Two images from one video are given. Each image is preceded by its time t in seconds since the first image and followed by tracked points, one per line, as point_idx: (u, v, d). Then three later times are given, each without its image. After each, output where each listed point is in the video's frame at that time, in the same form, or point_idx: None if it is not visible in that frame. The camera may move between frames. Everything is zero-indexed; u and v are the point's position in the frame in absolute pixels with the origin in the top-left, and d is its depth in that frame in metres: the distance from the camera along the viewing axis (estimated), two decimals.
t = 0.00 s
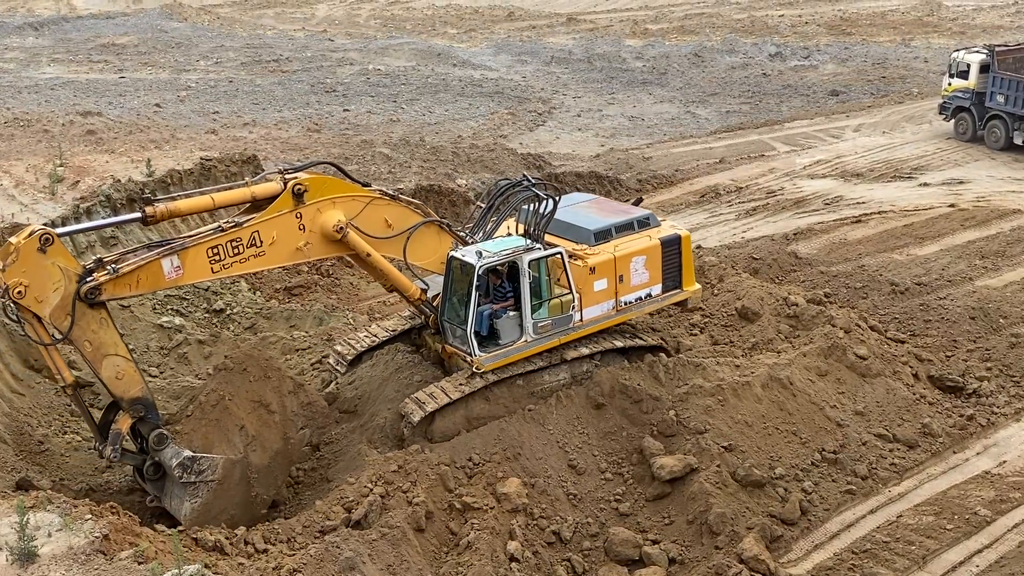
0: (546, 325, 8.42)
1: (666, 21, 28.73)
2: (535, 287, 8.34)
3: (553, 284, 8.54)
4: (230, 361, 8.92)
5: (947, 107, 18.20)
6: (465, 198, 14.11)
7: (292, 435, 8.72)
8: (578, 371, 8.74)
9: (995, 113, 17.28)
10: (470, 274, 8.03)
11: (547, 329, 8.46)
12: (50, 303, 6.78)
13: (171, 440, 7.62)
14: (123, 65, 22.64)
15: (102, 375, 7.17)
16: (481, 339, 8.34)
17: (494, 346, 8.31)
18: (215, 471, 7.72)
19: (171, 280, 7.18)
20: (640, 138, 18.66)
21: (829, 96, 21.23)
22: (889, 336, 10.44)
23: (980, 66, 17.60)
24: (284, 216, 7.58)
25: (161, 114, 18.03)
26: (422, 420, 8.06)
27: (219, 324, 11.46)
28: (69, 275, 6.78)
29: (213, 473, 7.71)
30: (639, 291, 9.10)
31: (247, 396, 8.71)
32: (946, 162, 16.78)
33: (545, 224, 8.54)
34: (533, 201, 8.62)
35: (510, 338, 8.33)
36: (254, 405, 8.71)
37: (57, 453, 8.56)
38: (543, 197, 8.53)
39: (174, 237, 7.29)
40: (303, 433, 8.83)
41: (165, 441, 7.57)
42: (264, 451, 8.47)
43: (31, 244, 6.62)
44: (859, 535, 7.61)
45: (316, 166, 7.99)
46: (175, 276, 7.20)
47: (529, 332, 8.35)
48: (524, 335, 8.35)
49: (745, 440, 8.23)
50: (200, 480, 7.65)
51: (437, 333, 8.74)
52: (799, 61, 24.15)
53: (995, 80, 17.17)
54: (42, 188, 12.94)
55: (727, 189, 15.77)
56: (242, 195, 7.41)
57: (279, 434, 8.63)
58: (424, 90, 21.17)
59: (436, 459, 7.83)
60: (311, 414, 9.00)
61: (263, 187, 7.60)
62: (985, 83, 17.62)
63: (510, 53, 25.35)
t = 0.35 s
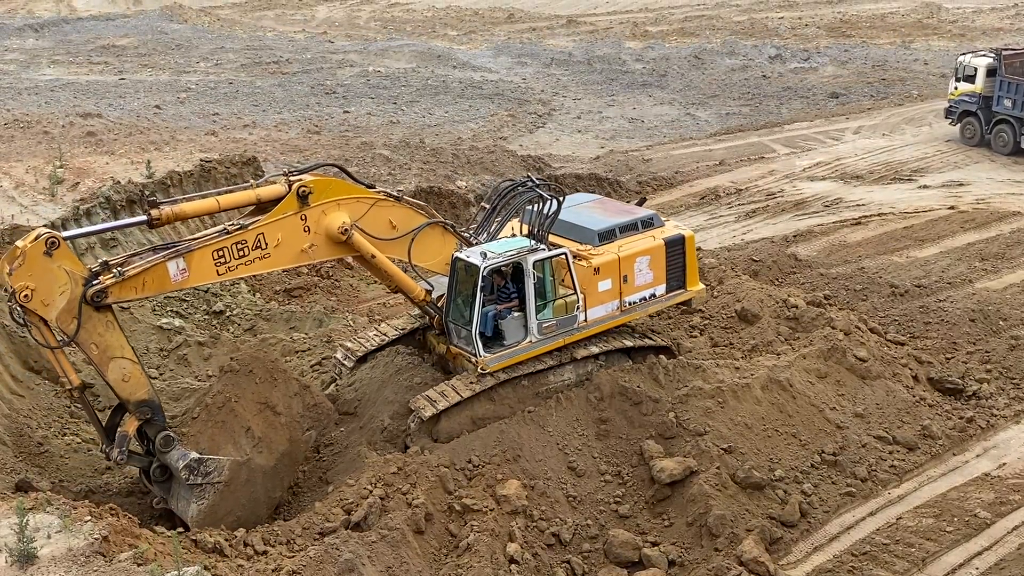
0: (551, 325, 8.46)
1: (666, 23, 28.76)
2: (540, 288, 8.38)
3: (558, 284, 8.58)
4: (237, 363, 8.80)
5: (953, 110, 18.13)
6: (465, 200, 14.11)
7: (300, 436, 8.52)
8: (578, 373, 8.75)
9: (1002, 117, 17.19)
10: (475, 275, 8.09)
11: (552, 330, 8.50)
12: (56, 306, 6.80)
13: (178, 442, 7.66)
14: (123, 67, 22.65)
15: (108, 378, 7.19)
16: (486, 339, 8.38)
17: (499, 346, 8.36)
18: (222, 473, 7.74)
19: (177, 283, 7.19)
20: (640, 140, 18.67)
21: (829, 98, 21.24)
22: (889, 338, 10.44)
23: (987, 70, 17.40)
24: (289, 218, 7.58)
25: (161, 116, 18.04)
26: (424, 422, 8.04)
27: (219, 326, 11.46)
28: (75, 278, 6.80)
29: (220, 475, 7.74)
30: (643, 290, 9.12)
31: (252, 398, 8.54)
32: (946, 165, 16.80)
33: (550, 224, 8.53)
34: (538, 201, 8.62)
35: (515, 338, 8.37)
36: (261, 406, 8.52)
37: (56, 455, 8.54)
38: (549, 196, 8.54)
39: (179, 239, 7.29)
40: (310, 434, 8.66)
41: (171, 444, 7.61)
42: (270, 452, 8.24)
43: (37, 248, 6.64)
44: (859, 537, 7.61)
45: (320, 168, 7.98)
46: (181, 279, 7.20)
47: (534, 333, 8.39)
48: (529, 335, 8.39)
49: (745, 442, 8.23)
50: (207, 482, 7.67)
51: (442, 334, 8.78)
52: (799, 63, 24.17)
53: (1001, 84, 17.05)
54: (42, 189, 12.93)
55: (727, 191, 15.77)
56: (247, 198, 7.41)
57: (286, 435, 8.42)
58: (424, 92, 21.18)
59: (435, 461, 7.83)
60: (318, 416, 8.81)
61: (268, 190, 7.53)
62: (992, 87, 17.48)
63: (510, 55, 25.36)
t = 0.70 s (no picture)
0: (552, 327, 8.48)
1: (666, 25, 28.79)
2: (541, 290, 8.40)
3: (560, 285, 8.59)
4: (238, 362, 8.70)
5: (958, 116, 17.82)
6: (465, 202, 14.12)
7: (301, 436, 8.54)
8: (578, 375, 8.75)
9: (1011, 122, 17.05)
10: (477, 276, 8.10)
11: (553, 331, 8.52)
12: (59, 304, 6.80)
13: (179, 441, 7.64)
14: (123, 69, 22.66)
15: (111, 376, 7.19)
16: (488, 341, 8.40)
17: (500, 347, 8.37)
18: (223, 472, 7.73)
19: (179, 282, 7.20)
20: (639, 142, 18.68)
21: (828, 100, 21.26)
22: (888, 340, 10.44)
23: (995, 75, 17.09)
24: (292, 218, 7.59)
25: (161, 117, 18.05)
26: (429, 420, 8.13)
27: (219, 328, 11.45)
28: (78, 277, 6.80)
29: (221, 474, 7.73)
30: (646, 292, 9.13)
31: (254, 398, 8.49)
32: (945, 167, 16.81)
33: (551, 226, 8.58)
34: (540, 203, 8.65)
35: (517, 340, 8.38)
36: (262, 407, 8.49)
37: (55, 456, 8.53)
38: (551, 198, 8.56)
39: (183, 239, 7.30)
40: (311, 434, 8.69)
41: (173, 443, 7.59)
42: (273, 453, 8.27)
43: (41, 246, 6.64)
44: (859, 540, 7.61)
45: (323, 168, 7.99)
46: (184, 278, 7.21)
47: (535, 334, 8.41)
48: (530, 336, 8.40)
49: (744, 444, 8.23)
50: (209, 481, 7.66)
51: (444, 335, 8.81)
52: (799, 65, 24.18)
53: (1012, 89, 16.95)
54: (42, 191, 12.94)
55: (726, 194, 15.77)
56: (250, 198, 7.41)
57: (288, 436, 8.44)
58: (424, 94, 21.19)
59: (435, 463, 7.83)
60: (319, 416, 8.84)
61: (271, 190, 7.57)
62: (999, 92, 17.24)
63: (510, 57, 25.38)
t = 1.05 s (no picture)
0: (553, 329, 8.49)
1: (666, 28, 28.81)
2: (542, 292, 8.40)
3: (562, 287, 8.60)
4: (238, 358, 8.71)
5: (970, 119, 17.71)
6: (464, 205, 14.13)
7: (300, 432, 8.48)
8: (578, 378, 8.76)
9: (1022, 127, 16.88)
10: (478, 277, 8.11)
11: (554, 333, 8.53)
12: (60, 297, 6.80)
13: (179, 435, 7.60)
14: (123, 71, 22.67)
15: (111, 369, 7.19)
16: (489, 342, 8.41)
17: (501, 349, 8.38)
18: (221, 466, 7.69)
19: (180, 277, 7.20)
20: (639, 145, 18.69)
21: (828, 103, 21.27)
22: (888, 343, 10.45)
23: (1007, 79, 17.05)
24: (294, 216, 7.59)
25: (161, 120, 18.05)
26: (433, 420, 8.14)
27: (219, 330, 11.45)
28: (79, 270, 6.81)
29: (220, 468, 7.69)
30: (648, 294, 9.13)
31: (252, 393, 8.48)
32: (945, 170, 16.81)
33: (554, 228, 8.62)
34: (544, 205, 8.70)
35: (517, 342, 8.40)
36: (262, 402, 8.47)
37: (55, 458, 8.53)
38: (554, 200, 8.59)
39: (185, 234, 7.32)
40: (311, 431, 8.63)
41: (172, 437, 7.54)
42: (271, 447, 8.21)
43: (42, 239, 6.63)
44: (859, 542, 7.61)
45: (326, 168, 8.01)
46: (185, 273, 7.22)
47: (536, 336, 8.42)
48: (531, 338, 8.42)
49: (744, 446, 8.23)
50: (207, 475, 7.64)
51: (444, 335, 8.82)
52: (799, 68, 24.19)
53: None
54: (42, 193, 12.93)
55: (726, 196, 15.78)
56: (253, 194, 7.42)
57: (287, 431, 8.38)
58: (424, 96, 21.20)
59: (434, 465, 7.83)
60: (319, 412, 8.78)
61: (274, 187, 7.57)
62: (1011, 97, 17.13)
63: (510, 59, 25.39)
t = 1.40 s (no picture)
0: (552, 331, 8.50)
1: (666, 30, 28.83)
2: (541, 294, 8.41)
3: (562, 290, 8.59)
4: (239, 346, 8.74)
5: (983, 124, 17.64)
6: (465, 207, 14.14)
7: (302, 419, 8.41)
8: (579, 381, 8.75)
9: None
10: (476, 280, 8.12)
11: (553, 336, 8.54)
12: (58, 291, 6.81)
13: (181, 425, 7.60)
14: (124, 73, 22.70)
15: (111, 363, 7.19)
16: (487, 344, 8.42)
17: (500, 352, 8.39)
18: (224, 456, 7.71)
19: (178, 273, 7.21)
20: (639, 147, 18.70)
21: (828, 105, 21.29)
22: (888, 345, 10.45)
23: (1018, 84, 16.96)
24: (293, 214, 7.60)
25: (161, 122, 18.06)
26: (434, 421, 8.12)
27: (219, 331, 11.45)
28: (76, 264, 6.81)
29: (222, 457, 7.71)
30: (648, 298, 9.13)
31: (254, 383, 8.48)
32: (945, 173, 16.81)
33: (555, 230, 8.62)
34: (545, 207, 8.70)
35: (516, 344, 8.41)
36: (263, 390, 8.46)
37: (55, 460, 8.53)
38: (556, 203, 8.60)
39: (183, 230, 7.33)
40: (313, 417, 8.57)
41: (174, 427, 7.54)
42: (273, 435, 8.16)
43: (36, 235, 6.65)
44: (858, 545, 7.61)
45: (327, 167, 8.02)
46: (182, 269, 7.23)
47: (535, 338, 8.43)
48: (530, 340, 8.43)
49: (744, 448, 8.23)
50: (210, 465, 7.66)
51: (444, 337, 8.83)
52: (799, 70, 24.20)
53: None
54: (43, 195, 12.94)
55: (726, 198, 15.78)
56: (252, 192, 7.42)
57: (289, 419, 8.33)
58: (424, 98, 21.21)
59: (434, 468, 7.83)
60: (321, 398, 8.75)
61: (273, 184, 7.55)
62: None
63: (511, 61, 25.41)
